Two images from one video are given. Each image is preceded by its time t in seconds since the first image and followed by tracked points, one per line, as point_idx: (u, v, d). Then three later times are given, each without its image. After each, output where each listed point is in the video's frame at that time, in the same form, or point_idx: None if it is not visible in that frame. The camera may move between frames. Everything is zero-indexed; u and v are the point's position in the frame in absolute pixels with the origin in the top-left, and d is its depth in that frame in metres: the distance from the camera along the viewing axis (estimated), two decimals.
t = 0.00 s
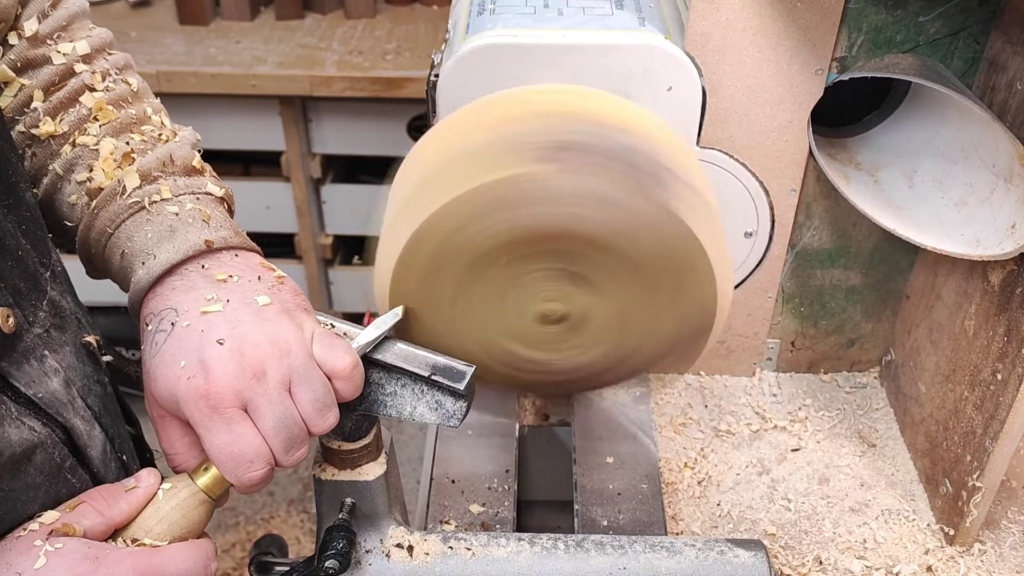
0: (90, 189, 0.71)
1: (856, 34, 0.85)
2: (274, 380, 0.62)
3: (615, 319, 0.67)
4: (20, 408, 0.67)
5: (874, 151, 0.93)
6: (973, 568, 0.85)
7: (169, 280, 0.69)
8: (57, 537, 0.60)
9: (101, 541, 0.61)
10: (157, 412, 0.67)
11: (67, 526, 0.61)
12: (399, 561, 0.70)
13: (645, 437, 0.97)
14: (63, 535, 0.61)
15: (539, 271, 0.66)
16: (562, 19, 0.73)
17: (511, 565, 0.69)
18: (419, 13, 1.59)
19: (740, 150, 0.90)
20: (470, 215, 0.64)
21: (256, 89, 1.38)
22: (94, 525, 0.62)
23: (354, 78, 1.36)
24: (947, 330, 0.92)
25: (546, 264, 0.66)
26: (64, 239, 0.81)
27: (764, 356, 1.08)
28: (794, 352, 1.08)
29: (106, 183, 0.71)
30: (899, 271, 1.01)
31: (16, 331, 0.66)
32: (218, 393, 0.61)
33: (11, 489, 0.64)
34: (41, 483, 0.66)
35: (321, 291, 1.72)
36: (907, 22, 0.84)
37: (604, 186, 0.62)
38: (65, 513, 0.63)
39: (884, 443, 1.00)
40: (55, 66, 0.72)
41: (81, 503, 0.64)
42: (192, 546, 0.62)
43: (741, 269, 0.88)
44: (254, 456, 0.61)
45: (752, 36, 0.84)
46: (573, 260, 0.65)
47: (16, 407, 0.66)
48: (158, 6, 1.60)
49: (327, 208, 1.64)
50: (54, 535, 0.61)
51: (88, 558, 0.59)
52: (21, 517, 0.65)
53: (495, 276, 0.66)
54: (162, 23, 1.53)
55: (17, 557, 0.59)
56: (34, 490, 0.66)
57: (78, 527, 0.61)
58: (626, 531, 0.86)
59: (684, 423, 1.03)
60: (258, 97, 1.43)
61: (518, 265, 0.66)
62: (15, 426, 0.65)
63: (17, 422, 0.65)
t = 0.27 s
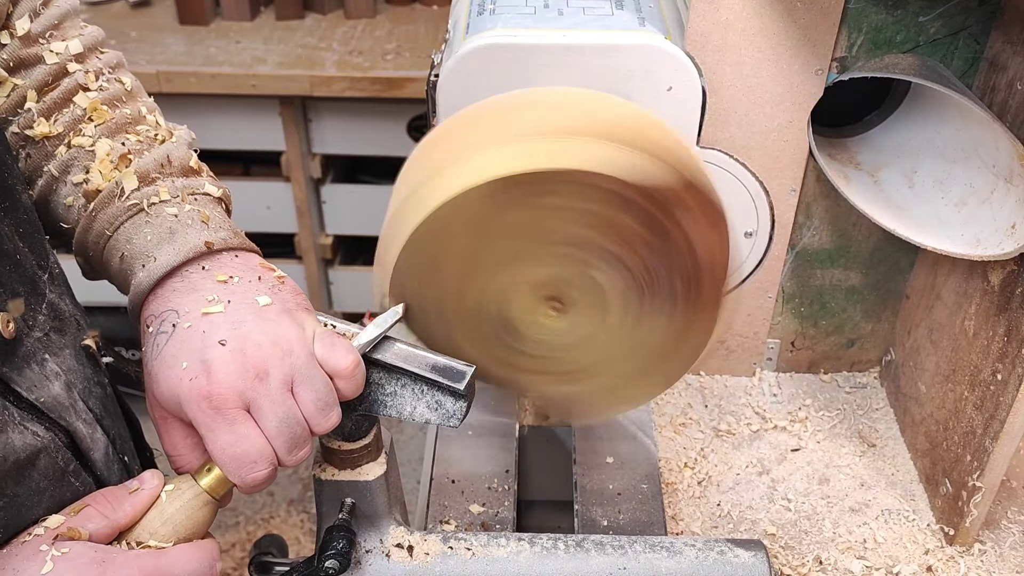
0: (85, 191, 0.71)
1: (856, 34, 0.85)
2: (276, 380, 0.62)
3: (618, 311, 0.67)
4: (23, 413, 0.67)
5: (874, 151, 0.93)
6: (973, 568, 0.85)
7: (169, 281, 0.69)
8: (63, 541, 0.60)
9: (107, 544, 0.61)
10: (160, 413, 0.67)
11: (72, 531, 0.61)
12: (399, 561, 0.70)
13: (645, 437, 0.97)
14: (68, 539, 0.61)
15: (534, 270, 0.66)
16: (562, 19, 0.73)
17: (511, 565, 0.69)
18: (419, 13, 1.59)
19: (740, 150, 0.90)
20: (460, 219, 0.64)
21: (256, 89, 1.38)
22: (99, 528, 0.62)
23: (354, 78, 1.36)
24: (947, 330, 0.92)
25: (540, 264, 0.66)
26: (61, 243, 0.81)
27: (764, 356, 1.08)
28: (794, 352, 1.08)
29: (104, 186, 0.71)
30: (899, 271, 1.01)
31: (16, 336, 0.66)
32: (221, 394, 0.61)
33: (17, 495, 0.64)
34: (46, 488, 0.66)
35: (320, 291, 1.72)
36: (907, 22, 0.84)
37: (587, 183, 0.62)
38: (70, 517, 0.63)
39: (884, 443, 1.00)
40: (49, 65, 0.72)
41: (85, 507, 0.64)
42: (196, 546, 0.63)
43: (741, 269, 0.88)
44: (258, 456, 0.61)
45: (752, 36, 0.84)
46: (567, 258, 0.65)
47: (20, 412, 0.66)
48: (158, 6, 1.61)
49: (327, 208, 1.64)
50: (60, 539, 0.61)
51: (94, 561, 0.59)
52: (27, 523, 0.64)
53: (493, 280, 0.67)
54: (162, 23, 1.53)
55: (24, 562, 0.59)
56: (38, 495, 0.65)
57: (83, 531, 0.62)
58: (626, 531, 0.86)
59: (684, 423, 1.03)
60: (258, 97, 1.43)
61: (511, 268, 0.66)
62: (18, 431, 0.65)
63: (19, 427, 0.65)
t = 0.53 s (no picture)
0: (84, 192, 0.71)
1: (856, 34, 0.85)
2: (280, 380, 0.62)
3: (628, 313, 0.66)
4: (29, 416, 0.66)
5: (874, 151, 0.93)
6: (973, 568, 0.85)
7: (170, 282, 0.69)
8: (70, 544, 0.60)
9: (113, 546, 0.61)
10: (162, 414, 0.67)
11: (78, 533, 0.61)
12: (399, 561, 0.70)
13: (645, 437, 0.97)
14: (75, 542, 0.61)
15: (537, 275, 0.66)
16: (562, 19, 0.73)
17: (511, 565, 0.69)
18: (419, 13, 1.59)
19: (740, 149, 0.90)
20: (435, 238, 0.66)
21: (256, 89, 1.38)
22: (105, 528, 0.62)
23: (354, 78, 1.37)
24: (947, 330, 0.92)
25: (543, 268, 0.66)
26: (63, 244, 0.81)
27: (764, 356, 1.08)
28: (794, 352, 1.08)
29: (102, 187, 0.71)
30: (899, 271, 1.01)
31: (19, 339, 0.66)
32: (224, 394, 0.61)
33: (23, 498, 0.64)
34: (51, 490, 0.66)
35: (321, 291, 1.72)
36: (907, 22, 0.84)
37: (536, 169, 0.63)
38: (76, 518, 0.63)
39: (884, 443, 1.00)
40: (46, 65, 0.72)
41: (91, 508, 0.64)
42: (202, 546, 0.63)
43: (741, 269, 0.88)
44: (262, 455, 0.61)
45: (752, 36, 0.84)
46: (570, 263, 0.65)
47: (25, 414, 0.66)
48: (158, 6, 1.60)
49: (327, 208, 1.64)
50: (67, 542, 0.61)
51: (102, 564, 0.59)
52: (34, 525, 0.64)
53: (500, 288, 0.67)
54: (162, 23, 1.53)
55: (32, 566, 0.59)
56: (45, 497, 0.65)
57: (89, 533, 0.61)
58: (626, 531, 0.86)
59: (684, 423, 1.03)
60: (259, 97, 1.43)
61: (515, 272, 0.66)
62: (23, 434, 0.65)
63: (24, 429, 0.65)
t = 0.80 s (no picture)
0: (82, 196, 0.71)
1: (856, 34, 0.85)
2: (277, 381, 0.62)
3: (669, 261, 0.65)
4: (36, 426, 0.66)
5: (875, 151, 0.93)
6: (973, 568, 0.85)
7: (170, 284, 0.69)
8: (71, 552, 0.60)
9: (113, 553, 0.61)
10: (162, 416, 0.67)
11: (79, 541, 0.61)
12: (399, 561, 0.70)
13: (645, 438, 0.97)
14: (76, 550, 0.61)
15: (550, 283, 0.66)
16: (562, 19, 0.73)
17: (511, 565, 0.69)
18: (419, 13, 1.59)
19: (740, 149, 0.90)
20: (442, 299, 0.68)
21: (256, 89, 1.38)
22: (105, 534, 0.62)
23: (354, 78, 1.36)
24: (947, 330, 0.92)
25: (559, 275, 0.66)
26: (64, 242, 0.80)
27: (764, 356, 1.08)
28: (794, 352, 1.08)
29: (101, 190, 0.71)
30: (899, 271, 1.01)
31: (22, 344, 0.65)
32: (221, 394, 0.61)
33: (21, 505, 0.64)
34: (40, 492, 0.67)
35: (320, 291, 1.72)
36: (907, 22, 0.84)
37: (450, 204, 0.64)
38: (77, 526, 0.63)
39: (884, 443, 1.00)
40: (43, 68, 0.72)
41: (91, 515, 0.63)
42: (205, 551, 0.63)
43: (741, 269, 0.88)
44: (259, 456, 0.61)
45: (752, 36, 0.84)
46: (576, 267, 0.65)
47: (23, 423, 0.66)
48: (158, 6, 1.60)
49: (327, 208, 1.64)
50: (68, 549, 0.61)
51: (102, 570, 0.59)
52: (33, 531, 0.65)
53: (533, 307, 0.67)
54: (162, 23, 1.53)
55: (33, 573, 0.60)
56: (45, 503, 0.66)
57: (90, 540, 0.61)
58: (626, 531, 0.86)
59: (684, 423, 1.03)
60: (259, 97, 1.43)
61: (522, 281, 0.66)
62: (23, 440, 0.65)
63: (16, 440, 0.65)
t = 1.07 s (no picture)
0: (34, 182, 0.67)
1: (856, 34, 0.85)
2: (221, 380, 0.60)
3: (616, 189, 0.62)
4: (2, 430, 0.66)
5: (874, 151, 0.94)
6: (973, 568, 0.85)
7: (115, 275, 0.66)
8: None
9: None
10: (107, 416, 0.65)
11: None
12: (399, 561, 0.70)
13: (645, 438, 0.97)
14: None
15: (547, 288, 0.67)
16: (562, 19, 0.73)
17: (511, 565, 0.69)
18: (419, 13, 1.59)
19: (740, 149, 0.90)
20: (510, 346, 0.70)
21: (256, 89, 1.38)
22: None
23: (354, 78, 1.37)
24: (947, 330, 0.92)
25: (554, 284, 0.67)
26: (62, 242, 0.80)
27: (764, 356, 1.08)
28: (794, 352, 1.08)
29: (51, 176, 0.66)
30: (899, 271, 1.01)
31: None
32: (155, 394, 0.60)
33: None
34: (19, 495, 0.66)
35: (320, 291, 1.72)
36: (907, 22, 0.84)
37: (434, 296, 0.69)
38: None
39: (884, 443, 1.00)
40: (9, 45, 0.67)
41: None
42: None
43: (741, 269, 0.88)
44: (197, 456, 0.59)
45: (752, 36, 0.84)
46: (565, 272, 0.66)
47: None
48: (158, 6, 1.60)
49: (327, 208, 1.64)
50: None
51: None
52: (3, 544, 0.66)
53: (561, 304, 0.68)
54: (162, 23, 1.53)
55: None
56: (16, 513, 0.66)
57: None
58: (626, 531, 0.86)
59: (684, 423, 1.03)
60: (258, 97, 1.43)
61: (533, 289, 0.67)
62: None
63: None
